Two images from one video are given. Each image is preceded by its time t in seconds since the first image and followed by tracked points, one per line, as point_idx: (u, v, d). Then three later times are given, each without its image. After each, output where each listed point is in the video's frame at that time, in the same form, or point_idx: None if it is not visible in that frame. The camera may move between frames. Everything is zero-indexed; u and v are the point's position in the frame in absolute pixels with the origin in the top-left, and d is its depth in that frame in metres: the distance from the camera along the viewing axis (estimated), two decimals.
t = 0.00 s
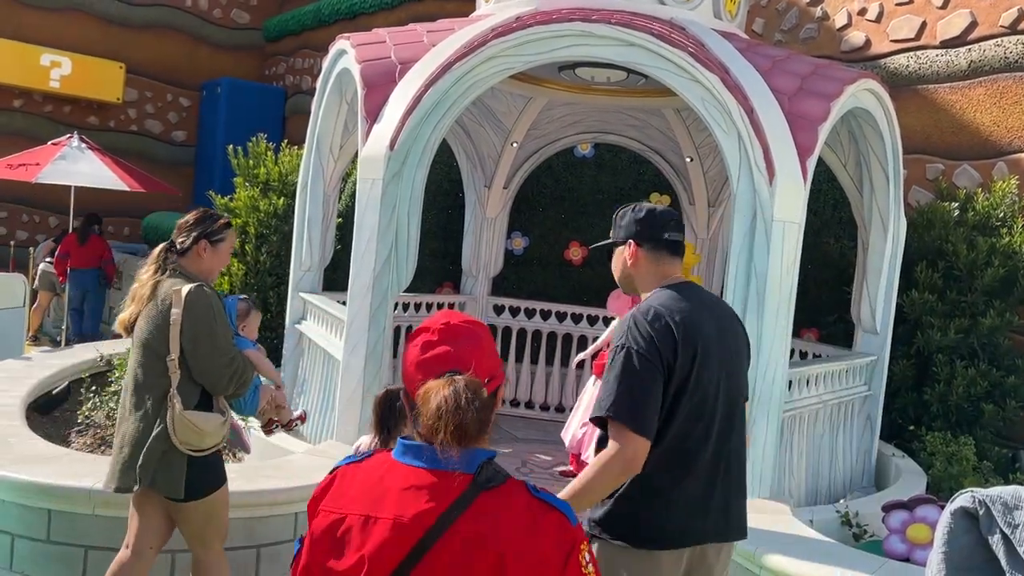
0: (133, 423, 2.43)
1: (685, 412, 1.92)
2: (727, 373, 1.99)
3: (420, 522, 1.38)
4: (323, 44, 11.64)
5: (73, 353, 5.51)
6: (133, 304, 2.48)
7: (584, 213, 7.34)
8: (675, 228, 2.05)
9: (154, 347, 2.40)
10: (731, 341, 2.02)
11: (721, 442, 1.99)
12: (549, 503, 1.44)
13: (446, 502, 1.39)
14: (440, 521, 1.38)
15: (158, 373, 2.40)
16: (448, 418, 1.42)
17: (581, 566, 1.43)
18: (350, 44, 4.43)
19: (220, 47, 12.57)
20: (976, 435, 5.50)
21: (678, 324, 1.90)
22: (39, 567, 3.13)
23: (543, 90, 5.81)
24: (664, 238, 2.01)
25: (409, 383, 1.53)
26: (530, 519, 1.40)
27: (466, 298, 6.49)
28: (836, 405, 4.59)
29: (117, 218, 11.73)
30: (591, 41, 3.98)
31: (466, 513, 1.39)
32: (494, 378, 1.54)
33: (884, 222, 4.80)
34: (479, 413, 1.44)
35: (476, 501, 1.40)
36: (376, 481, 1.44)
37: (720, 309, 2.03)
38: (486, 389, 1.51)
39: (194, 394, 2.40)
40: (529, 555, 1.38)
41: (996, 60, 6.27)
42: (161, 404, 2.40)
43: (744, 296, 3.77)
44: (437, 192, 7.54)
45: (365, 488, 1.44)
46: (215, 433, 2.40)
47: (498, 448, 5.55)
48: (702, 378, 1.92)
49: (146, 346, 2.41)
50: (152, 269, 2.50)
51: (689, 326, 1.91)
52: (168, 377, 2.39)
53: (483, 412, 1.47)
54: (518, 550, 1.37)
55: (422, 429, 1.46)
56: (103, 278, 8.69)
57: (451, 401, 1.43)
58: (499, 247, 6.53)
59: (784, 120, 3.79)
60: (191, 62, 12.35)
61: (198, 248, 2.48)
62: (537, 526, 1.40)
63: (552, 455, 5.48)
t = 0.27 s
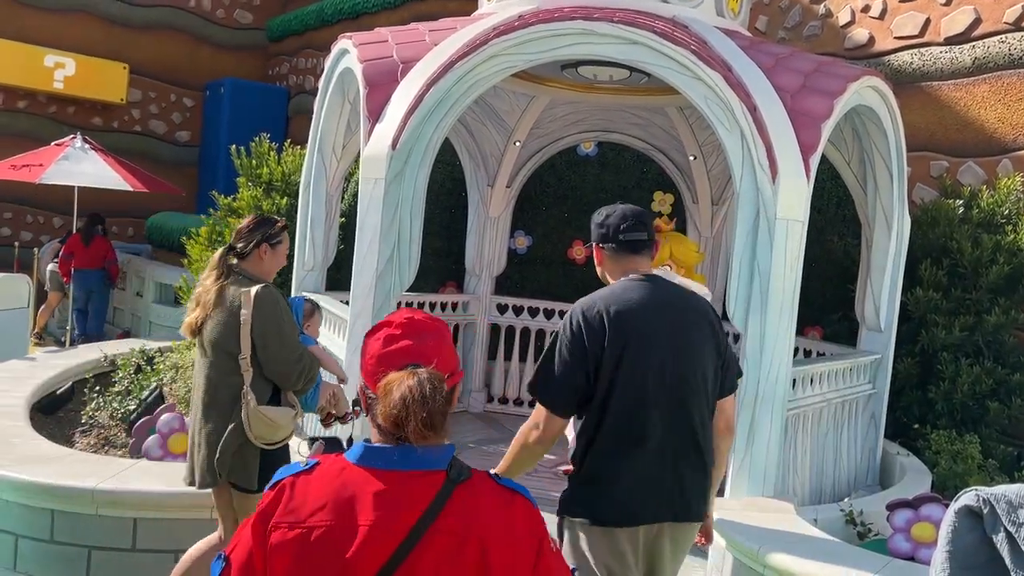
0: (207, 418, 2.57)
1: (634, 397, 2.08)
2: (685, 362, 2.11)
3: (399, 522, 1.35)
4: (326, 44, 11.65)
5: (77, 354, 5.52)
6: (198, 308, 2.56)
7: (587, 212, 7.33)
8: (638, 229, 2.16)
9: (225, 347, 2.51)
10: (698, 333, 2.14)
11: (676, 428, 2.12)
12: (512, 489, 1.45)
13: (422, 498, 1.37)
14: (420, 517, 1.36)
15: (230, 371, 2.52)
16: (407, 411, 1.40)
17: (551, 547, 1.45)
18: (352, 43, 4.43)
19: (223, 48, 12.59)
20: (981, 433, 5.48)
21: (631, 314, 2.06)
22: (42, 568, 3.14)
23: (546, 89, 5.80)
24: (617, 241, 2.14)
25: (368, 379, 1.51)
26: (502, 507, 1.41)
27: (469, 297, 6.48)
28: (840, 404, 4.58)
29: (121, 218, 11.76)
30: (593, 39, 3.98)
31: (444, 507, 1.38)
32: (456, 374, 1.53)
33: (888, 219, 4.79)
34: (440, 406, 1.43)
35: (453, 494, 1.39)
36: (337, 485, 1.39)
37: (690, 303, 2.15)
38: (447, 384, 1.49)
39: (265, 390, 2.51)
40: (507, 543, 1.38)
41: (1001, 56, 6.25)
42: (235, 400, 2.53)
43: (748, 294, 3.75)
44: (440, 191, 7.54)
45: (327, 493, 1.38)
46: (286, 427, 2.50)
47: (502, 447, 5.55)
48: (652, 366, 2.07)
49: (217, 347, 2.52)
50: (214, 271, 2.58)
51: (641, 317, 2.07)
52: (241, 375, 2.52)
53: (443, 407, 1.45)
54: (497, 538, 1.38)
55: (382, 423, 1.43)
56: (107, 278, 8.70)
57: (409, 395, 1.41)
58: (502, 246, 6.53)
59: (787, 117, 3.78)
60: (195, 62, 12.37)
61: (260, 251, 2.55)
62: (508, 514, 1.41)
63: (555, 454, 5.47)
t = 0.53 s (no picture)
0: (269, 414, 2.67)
1: (622, 389, 2.14)
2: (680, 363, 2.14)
3: (346, 511, 1.33)
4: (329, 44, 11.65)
5: (82, 354, 5.54)
6: (257, 306, 2.62)
7: (591, 211, 7.33)
8: (649, 236, 2.27)
9: (290, 345, 2.62)
10: (698, 337, 2.18)
11: (664, 427, 2.15)
12: (450, 473, 1.45)
13: (368, 485, 1.35)
14: (368, 504, 1.34)
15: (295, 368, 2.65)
16: (325, 396, 1.38)
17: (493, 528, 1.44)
18: (355, 43, 4.43)
19: (228, 48, 12.61)
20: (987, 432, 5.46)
21: (628, 310, 2.15)
22: (46, 568, 3.15)
23: (549, 88, 5.80)
24: (629, 244, 2.24)
25: (306, 365, 1.51)
26: (446, 490, 1.40)
27: (473, 297, 6.48)
28: (845, 402, 4.56)
29: (126, 219, 11.79)
30: (595, 38, 3.97)
31: (391, 494, 1.36)
32: (393, 370, 1.48)
33: (892, 217, 4.78)
34: (365, 397, 1.40)
35: (399, 480, 1.37)
36: (279, 477, 1.34)
37: (695, 307, 2.20)
38: (379, 378, 1.45)
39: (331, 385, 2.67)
40: (453, 524, 1.38)
41: (1005, 53, 6.22)
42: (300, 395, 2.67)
43: (751, 293, 3.75)
44: (443, 191, 7.55)
45: (270, 485, 1.34)
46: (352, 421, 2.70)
47: (506, 446, 5.55)
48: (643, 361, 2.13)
49: (282, 345, 2.62)
50: (271, 270, 2.65)
51: (637, 314, 2.14)
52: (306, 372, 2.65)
53: (368, 397, 1.41)
54: (443, 521, 1.37)
55: (308, 409, 1.41)
56: (113, 278, 8.73)
57: (325, 380, 1.39)
58: (506, 246, 6.55)
59: (790, 116, 3.78)
60: (199, 63, 12.40)
61: (316, 253, 2.65)
62: (452, 494, 1.41)
63: (560, 453, 5.47)
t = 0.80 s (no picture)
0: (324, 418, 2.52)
1: (624, 369, 2.32)
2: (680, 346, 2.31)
3: (313, 486, 1.37)
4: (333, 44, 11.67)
5: (87, 354, 5.56)
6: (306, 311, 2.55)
7: (594, 210, 7.33)
8: (662, 229, 2.45)
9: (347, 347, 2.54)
10: (700, 323, 2.35)
11: (664, 407, 2.31)
12: (406, 443, 1.51)
13: (331, 460, 1.40)
14: (332, 479, 1.39)
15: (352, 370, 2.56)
16: (265, 380, 1.41)
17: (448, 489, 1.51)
18: (358, 43, 4.44)
19: (232, 49, 12.64)
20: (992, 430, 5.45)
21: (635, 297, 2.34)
22: (51, 567, 3.16)
23: (552, 87, 5.79)
24: (643, 234, 2.43)
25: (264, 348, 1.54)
26: (404, 457, 1.47)
27: (477, 296, 6.48)
28: (848, 401, 4.55)
29: (131, 219, 11.83)
30: (596, 38, 3.97)
31: (354, 467, 1.41)
32: (343, 358, 1.47)
33: (896, 217, 4.76)
34: (302, 385, 1.41)
35: (360, 454, 1.42)
36: (247, 460, 1.38)
37: (699, 298, 2.37)
38: (326, 368, 1.45)
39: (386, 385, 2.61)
40: (415, 489, 1.44)
41: (1010, 51, 6.20)
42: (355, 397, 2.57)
43: (754, 292, 3.74)
44: (447, 190, 7.56)
45: (238, 469, 1.37)
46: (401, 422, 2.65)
47: (509, 445, 5.56)
48: (645, 344, 2.31)
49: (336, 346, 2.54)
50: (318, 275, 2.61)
51: (642, 300, 2.33)
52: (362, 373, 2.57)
53: (310, 385, 1.42)
54: (405, 486, 1.43)
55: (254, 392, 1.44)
56: (118, 279, 8.76)
57: (266, 367, 1.41)
58: (509, 245, 6.53)
59: (793, 115, 3.77)
60: (204, 64, 12.43)
61: (363, 260, 2.67)
62: (411, 462, 1.47)
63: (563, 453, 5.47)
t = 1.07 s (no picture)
0: (369, 399, 2.93)
1: (619, 362, 2.57)
2: (669, 340, 2.56)
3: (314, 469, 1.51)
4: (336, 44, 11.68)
5: (90, 354, 5.58)
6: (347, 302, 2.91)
7: (596, 209, 7.32)
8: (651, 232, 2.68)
9: (384, 337, 2.89)
10: (686, 318, 2.59)
11: (654, 398, 2.56)
12: (393, 430, 1.65)
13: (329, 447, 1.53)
14: (331, 463, 1.52)
15: (390, 358, 2.91)
16: (264, 377, 1.54)
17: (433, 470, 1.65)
18: (359, 43, 4.44)
19: (234, 49, 12.66)
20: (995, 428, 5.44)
21: (628, 297, 2.57)
22: (54, 566, 3.18)
23: (553, 86, 5.79)
24: (632, 237, 2.66)
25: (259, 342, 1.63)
26: (393, 442, 1.60)
27: (479, 295, 6.48)
28: (851, 399, 4.55)
29: (135, 219, 11.85)
30: (597, 36, 3.97)
31: (349, 452, 1.54)
32: (335, 352, 1.59)
33: (898, 215, 4.75)
34: (301, 382, 1.54)
35: (355, 439, 1.56)
36: (253, 448, 1.51)
37: (686, 296, 2.61)
38: (320, 363, 1.58)
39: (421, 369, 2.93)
40: (404, 471, 1.58)
41: (1013, 48, 6.19)
42: (395, 380, 2.94)
43: (755, 291, 3.74)
44: (449, 189, 7.57)
45: (244, 457, 1.50)
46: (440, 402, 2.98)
47: (512, 444, 5.56)
48: (639, 341, 2.55)
49: (374, 335, 2.89)
50: (357, 270, 2.92)
51: (635, 300, 2.57)
52: (400, 359, 2.92)
53: (306, 378, 1.56)
54: (397, 471, 1.57)
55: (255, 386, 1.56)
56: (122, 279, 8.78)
57: (264, 363, 1.54)
58: (512, 244, 6.53)
59: (794, 112, 3.76)
60: (207, 64, 12.45)
61: (398, 254, 2.93)
62: (401, 447, 1.61)
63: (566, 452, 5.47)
